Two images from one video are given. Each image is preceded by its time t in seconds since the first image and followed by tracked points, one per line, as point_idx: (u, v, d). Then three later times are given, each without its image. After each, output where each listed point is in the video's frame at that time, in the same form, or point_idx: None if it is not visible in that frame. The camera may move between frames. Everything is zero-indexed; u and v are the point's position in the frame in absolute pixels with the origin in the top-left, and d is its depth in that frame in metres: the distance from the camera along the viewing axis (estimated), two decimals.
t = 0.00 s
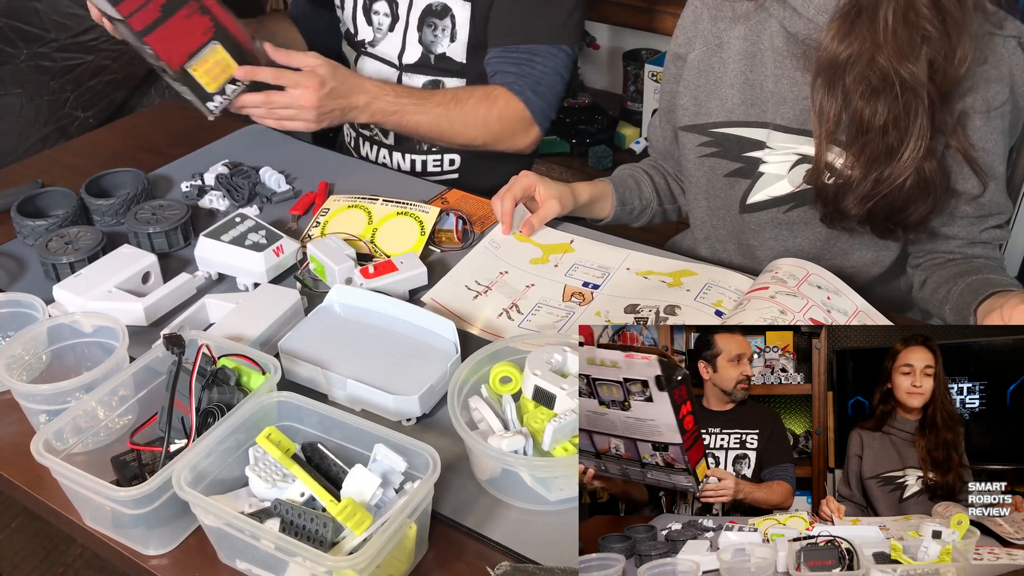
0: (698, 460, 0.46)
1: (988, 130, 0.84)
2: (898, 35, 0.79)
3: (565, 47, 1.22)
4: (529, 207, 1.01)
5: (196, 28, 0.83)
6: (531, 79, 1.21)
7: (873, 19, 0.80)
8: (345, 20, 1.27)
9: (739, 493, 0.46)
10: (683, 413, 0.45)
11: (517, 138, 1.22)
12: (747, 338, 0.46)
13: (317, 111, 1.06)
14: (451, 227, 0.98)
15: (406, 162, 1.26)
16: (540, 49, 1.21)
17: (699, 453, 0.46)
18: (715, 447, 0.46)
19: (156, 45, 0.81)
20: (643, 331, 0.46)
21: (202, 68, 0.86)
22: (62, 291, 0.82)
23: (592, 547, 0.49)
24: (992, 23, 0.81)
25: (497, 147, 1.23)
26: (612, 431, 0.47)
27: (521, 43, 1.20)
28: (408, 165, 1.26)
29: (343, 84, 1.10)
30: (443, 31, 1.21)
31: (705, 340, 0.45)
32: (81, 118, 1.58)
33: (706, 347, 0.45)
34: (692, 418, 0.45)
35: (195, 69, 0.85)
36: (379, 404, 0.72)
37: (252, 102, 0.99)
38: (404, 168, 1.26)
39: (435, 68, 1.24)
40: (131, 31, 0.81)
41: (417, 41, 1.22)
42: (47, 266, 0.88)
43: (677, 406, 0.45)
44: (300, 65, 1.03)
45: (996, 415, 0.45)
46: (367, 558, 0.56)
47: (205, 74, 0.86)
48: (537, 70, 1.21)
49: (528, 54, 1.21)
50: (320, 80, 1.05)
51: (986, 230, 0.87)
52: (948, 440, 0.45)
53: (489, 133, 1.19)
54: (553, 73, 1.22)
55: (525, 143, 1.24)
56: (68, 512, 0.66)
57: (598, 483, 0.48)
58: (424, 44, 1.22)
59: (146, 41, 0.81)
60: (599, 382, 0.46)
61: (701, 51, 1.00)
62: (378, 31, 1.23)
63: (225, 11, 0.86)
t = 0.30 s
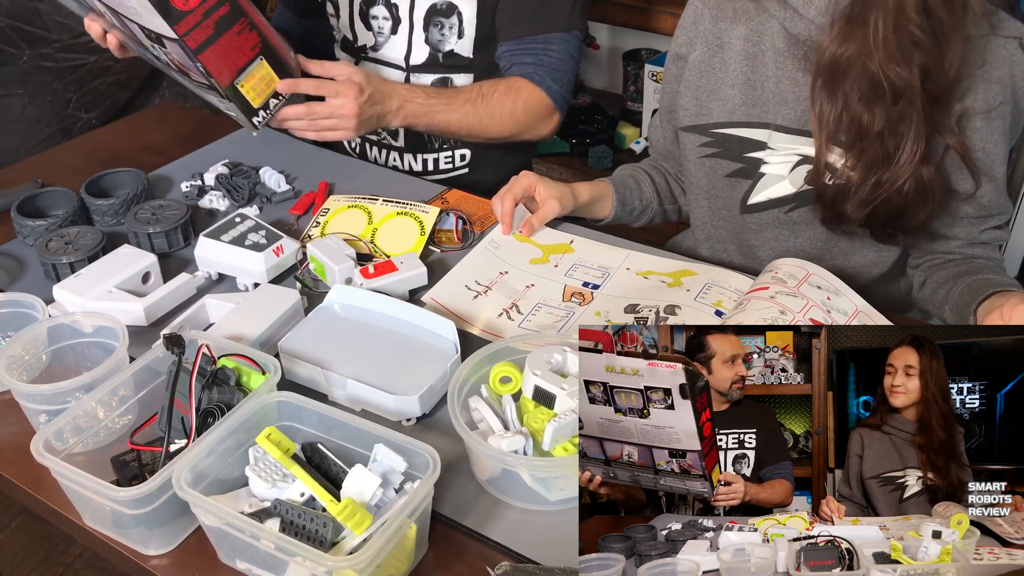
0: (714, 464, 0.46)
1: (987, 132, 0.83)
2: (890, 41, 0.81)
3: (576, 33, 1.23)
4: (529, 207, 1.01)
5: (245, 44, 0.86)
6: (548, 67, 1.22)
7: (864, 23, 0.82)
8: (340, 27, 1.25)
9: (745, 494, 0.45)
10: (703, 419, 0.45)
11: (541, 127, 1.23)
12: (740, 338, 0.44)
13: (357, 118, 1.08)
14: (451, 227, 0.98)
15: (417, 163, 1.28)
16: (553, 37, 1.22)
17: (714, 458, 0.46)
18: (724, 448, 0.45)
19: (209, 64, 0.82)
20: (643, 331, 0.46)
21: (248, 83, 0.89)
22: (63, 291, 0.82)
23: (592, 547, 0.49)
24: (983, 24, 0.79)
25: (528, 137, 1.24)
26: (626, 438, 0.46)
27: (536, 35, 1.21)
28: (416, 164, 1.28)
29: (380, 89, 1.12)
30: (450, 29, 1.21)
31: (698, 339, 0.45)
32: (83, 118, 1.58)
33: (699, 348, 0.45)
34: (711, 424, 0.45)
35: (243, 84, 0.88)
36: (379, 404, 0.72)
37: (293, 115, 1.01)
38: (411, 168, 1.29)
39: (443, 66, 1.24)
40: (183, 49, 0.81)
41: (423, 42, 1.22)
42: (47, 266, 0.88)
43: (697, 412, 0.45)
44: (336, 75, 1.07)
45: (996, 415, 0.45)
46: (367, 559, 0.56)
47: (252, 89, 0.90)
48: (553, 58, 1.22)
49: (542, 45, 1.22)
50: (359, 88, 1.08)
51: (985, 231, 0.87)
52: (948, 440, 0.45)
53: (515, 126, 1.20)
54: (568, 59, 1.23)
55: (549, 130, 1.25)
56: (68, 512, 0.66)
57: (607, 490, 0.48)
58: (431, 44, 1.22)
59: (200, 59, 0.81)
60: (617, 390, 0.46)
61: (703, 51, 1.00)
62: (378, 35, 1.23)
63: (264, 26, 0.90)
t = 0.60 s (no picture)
0: (708, 466, 0.46)
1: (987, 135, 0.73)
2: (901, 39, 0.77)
3: (574, 30, 1.23)
4: (529, 207, 1.01)
5: (251, 57, 0.87)
6: (546, 64, 1.22)
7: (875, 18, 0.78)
8: (338, 30, 1.25)
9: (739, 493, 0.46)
10: (696, 423, 0.45)
11: (543, 125, 1.24)
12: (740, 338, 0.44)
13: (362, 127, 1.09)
14: (451, 227, 0.98)
15: (417, 163, 1.28)
16: (551, 35, 1.22)
17: (709, 461, 0.46)
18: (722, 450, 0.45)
19: (217, 78, 0.82)
20: (643, 331, 0.46)
21: (254, 96, 0.89)
22: (62, 292, 0.82)
23: (592, 546, 0.49)
24: (974, 24, 0.69)
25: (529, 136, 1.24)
26: (621, 441, 0.47)
27: (534, 34, 1.22)
28: (416, 163, 1.28)
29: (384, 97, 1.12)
30: (449, 28, 1.21)
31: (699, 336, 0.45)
32: (86, 118, 1.59)
33: (700, 348, 0.45)
34: (705, 427, 0.45)
35: (249, 97, 0.88)
36: (380, 404, 0.72)
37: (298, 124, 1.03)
38: (411, 168, 1.29)
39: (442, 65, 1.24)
40: (190, 65, 0.81)
41: (422, 42, 1.22)
42: (47, 266, 0.88)
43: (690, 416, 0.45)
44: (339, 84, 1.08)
45: (996, 416, 0.45)
46: (367, 559, 0.56)
47: (258, 101, 0.90)
48: (553, 57, 1.23)
49: (541, 44, 1.22)
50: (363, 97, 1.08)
51: (986, 233, 0.80)
52: (948, 440, 0.45)
53: (515, 127, 1.21)
54: (567, 57, 1.24)
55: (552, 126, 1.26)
56: (68, 512, 0.66)
57: (605, 491, 0.48)
58: (429, 44, 1.22)
59: (208, 75, 0.82)
60: (609, 393, 0.47)
61: (705, 50, 0.99)
62: (376, 36, 1.22)
63: (268, 37, 0.91)
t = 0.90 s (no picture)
0: (699, 463, 0.46)
1: (983, 132, 0.78)
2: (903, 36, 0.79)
3: (571, 38, 1.22)
4: (529, 207, 1.01)
5: (236, 47, 0.86)
6: (539, 70, 1.22)
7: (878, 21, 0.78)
8: (338, 27, 1.25)
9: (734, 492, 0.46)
10: (686, 417, 0.45)
11: (533, 132, 1.23)
12: (743, 339, 0.45)
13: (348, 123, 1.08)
14: (451, 227, 0.98)
15: (410, 163, 1.28)
16: (548, 41, 1.21)
17: (701, 456, 0.46)
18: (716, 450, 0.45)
19: (199, 66, 0.82)
20: (643, 331, 0.46)
21: (238, 86, 0.88)
22: (62, 292, 0.82)
23: (592, 546, 0.49)
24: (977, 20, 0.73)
25: (518, 143, 1.24)
26: (614, 434, 0.47)
27: (531, 39, 1.21)
28: (415, 167, 1.28)
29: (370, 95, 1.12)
30: (446, 31, 1.21)
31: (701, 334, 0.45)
32: (88, 120, 1.59)
33: (704, 347, 0.45)
34: (696, 422, 0.45)
35: (233, 87, 0.87)
36: (379, 404, 0.72)
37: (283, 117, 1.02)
38: (411, 168, 1.29)
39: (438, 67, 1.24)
40: (173, 52, 0.81)
41: (419, 44, 1.22)
42: (47, 266, 0.88)
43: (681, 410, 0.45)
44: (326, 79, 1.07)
45: (996, 416, 0.45)
46: (367, 559, 0.56)
47: (242, 93, 0.89)
48: (548, 63, 1.22)
49: (537, 49, 1.21)
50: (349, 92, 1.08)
51: (983, 230, 0.83)
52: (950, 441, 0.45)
53: (503, 132, 1.21)
54: (562, 65, 1.23)
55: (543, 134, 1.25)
56: (68, 512, 0.66)
57: (600, 486, 0.48)
58: (426, 45, 1.22)
59: (190, 62, 0.81)
60: (603, 385, 0.46)
61: (700, 52, 1.01)
62: (375, 35, 1.23)
63: (255, 29, 0.90)
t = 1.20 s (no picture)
0: (676, 462, 0.46)
1: (983, 130, 0.83)
2: (905, 37, 0.81)
3: (567, 49, 1.22)
4: (529, 207, 1.01)
5: (215, 35, 0.84)
6: (530, 78, 1.21)
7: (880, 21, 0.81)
8: (344, 22, 1.26)
9: (711, 491, 0.46)
10: (658, 416, 0.46)
11: (522, 138, 1.22)
12: (747, 338, 0.46)
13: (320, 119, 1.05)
14: (451, 227, 0.98)
15: (404, 163, 1.28)
16: (541, 49, 1.21)
17: (678, 455, 0.46)
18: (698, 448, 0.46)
19: (176, 53, 0.81)
20: (643, 331, 0.47)
21: (218, 75, 0.87)
22: (62, 292, 0.82)
23: (592, 547, 0.49)
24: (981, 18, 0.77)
25: (503, 150, 1.23)
26: (595, 431, 0.48)
27: (525, 45, 1.20)
28: (411, 164, 1.28)
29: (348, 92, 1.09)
30: (445, 33, 1.21)
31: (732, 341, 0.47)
32: (89, 120, 1.59)
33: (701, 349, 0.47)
34: (668, 420, 0.46)
35: (211, 76, 0.86)
36: (379, 404, 0.72)
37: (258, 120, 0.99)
38: (407, 168, 1.29)
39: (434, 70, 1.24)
40: (151, 38, 0.81)
41: (418, 45, 1.22)
42: (48, 266, 0.87)
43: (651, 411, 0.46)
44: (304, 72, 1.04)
45: (996, 416, 0.45)
46: (367, 558, 0.56)
47: (222, 82, 0.87)
48: (539, 70, 1.21)
49: (530, 56, 1.21)
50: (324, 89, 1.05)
51: (981, 229, 0.87)
52: (949, 441, 0.45)
53: (490, 136, 1.19)
54: (555, 73, 1.22)
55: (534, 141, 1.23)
56: (68, 512, 0.66)
57: (596, 482, 0.48)
58: (425, 47, 1.22)
59: (168, 49, 0.81)
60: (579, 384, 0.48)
61: (697, 52, 1.01)
62: (377, 32, 1.23)
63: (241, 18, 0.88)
